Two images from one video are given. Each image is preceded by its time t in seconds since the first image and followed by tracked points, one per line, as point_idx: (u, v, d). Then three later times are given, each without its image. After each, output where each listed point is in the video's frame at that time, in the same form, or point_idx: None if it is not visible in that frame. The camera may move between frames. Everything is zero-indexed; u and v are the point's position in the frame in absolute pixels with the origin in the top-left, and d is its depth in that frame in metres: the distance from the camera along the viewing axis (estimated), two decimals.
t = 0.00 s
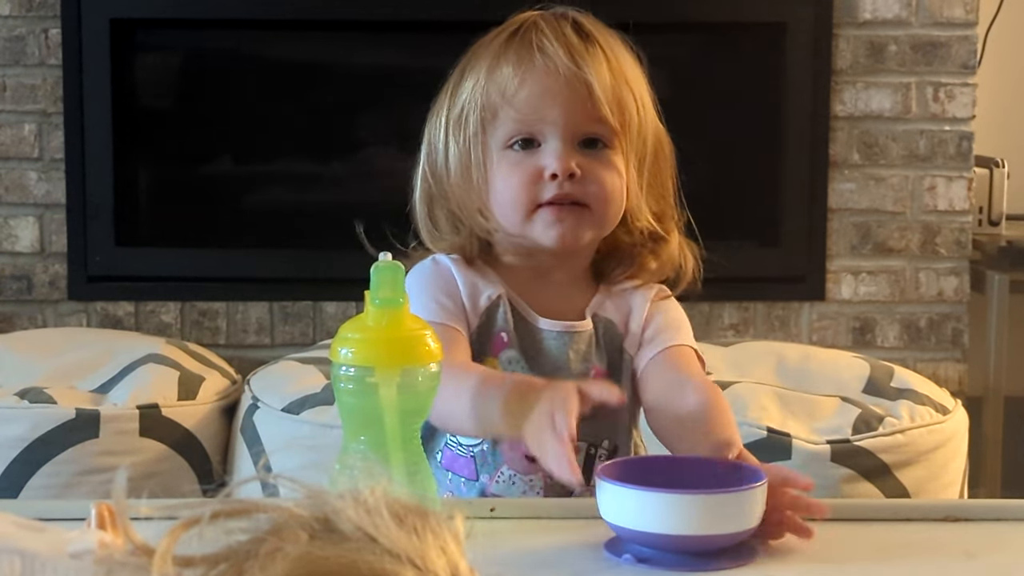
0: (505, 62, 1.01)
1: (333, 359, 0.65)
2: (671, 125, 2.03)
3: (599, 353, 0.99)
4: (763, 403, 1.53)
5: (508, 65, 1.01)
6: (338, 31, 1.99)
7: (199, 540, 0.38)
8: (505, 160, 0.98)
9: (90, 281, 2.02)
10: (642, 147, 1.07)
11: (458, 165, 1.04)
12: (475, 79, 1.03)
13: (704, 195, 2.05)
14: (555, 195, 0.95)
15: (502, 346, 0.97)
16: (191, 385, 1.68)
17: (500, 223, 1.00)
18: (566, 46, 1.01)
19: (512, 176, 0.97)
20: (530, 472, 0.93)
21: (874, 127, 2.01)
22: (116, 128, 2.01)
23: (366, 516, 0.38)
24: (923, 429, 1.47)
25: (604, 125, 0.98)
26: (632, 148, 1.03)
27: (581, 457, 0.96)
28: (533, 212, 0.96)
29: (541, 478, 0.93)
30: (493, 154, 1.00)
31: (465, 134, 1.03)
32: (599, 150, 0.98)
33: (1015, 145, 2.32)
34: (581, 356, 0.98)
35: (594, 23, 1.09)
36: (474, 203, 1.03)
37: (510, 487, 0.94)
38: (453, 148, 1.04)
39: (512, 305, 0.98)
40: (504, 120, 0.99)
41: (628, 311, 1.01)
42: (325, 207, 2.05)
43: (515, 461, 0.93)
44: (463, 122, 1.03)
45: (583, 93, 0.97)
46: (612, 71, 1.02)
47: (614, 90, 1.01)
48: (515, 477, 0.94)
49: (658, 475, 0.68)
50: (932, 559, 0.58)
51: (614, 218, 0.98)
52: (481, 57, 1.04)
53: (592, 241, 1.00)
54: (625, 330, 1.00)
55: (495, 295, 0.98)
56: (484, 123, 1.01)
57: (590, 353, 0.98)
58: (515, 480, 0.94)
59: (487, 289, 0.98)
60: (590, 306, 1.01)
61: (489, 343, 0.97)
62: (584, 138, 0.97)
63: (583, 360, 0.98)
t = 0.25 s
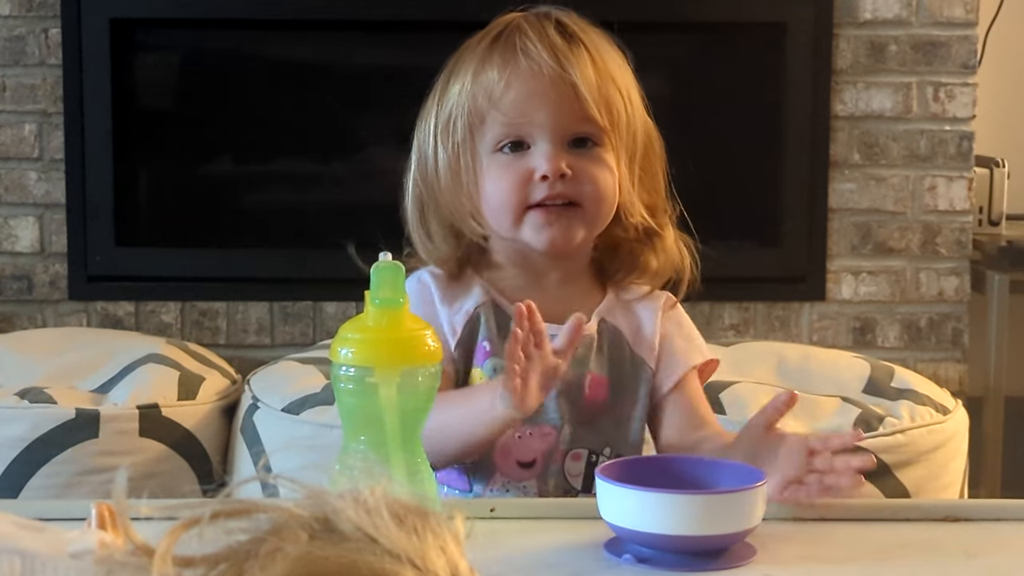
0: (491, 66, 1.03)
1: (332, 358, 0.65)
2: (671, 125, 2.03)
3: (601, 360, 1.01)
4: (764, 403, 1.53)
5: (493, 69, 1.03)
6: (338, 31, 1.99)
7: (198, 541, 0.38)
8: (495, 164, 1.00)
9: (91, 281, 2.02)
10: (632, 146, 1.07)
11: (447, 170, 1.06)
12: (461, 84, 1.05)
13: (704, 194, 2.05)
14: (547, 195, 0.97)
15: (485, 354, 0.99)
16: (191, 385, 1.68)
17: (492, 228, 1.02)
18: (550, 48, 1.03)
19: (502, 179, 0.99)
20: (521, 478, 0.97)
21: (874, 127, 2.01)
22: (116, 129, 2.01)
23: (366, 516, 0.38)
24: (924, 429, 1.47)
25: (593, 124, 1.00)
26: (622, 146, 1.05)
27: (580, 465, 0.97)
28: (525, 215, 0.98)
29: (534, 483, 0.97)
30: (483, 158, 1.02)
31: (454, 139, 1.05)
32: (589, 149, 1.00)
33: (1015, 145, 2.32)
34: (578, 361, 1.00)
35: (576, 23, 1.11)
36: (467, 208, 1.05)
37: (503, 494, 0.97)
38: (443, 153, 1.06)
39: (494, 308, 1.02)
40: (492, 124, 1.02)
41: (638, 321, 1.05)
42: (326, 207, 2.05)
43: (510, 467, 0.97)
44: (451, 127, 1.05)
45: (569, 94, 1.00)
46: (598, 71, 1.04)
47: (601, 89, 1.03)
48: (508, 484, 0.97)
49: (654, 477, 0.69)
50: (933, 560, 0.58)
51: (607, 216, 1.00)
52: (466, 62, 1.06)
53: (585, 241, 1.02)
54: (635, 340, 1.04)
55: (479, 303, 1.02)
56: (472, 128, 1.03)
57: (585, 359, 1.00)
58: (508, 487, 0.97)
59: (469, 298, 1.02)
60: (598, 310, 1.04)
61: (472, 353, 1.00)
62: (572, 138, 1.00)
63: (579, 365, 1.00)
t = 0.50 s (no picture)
0: (483, 65, 1.03)
1: (333, 358, 0.65)
2: (671, 124, 2.03)
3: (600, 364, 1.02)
4: (764, 404, 1.53)
5: (485, 69, 1.03)
6: (338, 31, 1.99)
7: (199, 541, 0.38)
8: (486, 165, 1.01)
9: (91, 281, 2.02)
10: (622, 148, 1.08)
11: (440, 169, 1.07)
12: (453, 84, 1.05)
13: (705, 194, 2.05)
14: (538, 197, 0.98)
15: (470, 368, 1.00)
16: (191, 385, 1.68)
17: (484, 229, 1.02)
18: (543, 47, 1.03)
19: (493, 180, 1.00)
20: (517, 486, 0.97)
21: (875, 126, 2.01)
22: (116, 129, 2.01)
23: (366, 516, 0.38)
24: (924, 429, 1.47)
25: (584, 125, 1.00)
26: (614, 147, 1.05)
27: (581, 471, 0.97)
28: (516, 218, 0.99)
29: (530, 490, 0.97)
30: (474, 159, 1.03)
31: (446, 139, 1.05)
32: (581, 151, 1.00)
33: (1015, 145, 2.32)
34: (571, 366, 1.00)
35: (570, 20, 1.11)
36: (460, 207, 1.06)
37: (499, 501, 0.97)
38: (436, 152, 1.07)
39: (480, 315, 1.02)
40: (483, 125, 1.02)
41: (640, 326, 1.05)
42: (326, 207, 2.05)
43: (505, 478, 0.97)
44: (443, 126, 1.06)
45: (560, 96, 1.00)
46: (590, 70, 1.04)
47: (592, 89, 1.03)
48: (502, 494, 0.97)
49: (653, 478, 0.69)
50: (933, 559, 0.58)
51: (598, 218, 1.01)
52: (458, 61, 1.07)
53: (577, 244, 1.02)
54: (638, 346, 1.04)
55: (463, 313, 1.02)
56: (465, 128, 1.04)
57: (580, 364, 1.01)
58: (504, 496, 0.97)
59: (454, 308, 1.03)
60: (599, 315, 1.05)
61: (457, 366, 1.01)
62: (563, 140, 1.00)
63: (573, 370, 1.00)
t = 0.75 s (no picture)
0: (479, 67, 1.03)
1: (332, 358, 0.65)
2: (671, 124, 2.03)
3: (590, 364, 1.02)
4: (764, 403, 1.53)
5: (481, 71, 1.03)
6: (338, 31, 1.99)
7: (199, 540, 0.38)
8: (480, 166, 1.01)
9: (91, 280, 2.02)
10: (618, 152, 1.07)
11: (434, 169, 1.07)
12: (448, 84, 1.05)
13: (704, 194, 2.05)
14: (530, 202, 0.98)
15: (466, 370, 1.01)
16: (191, 385, 1.68)
17: (475, 228, 1.02)
18: (540, 51, 1.03)
19: (486, 182, 1.00)
20: (512, 485, 0.98)
21: (875, 126, 2.01)
22: (116, 129, 2.01)
23: (366, 516, 0.38)
24: (924, 429, 1.47)
25: (579, 131, 1.00)
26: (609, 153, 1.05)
27: (572, 471, 0.97)
28: (508, 220, 0.99)
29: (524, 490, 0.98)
30: (468, 160, 1.03)
31: (441, 138, 1.06)
32: (575, 156, 1.00)
33: (1015, 145, 2.32)
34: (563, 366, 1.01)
35: (569, 21, 1.10)
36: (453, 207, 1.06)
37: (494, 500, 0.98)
38: (430, 151, 1.07)
39: (472, 317, 1.03)
40: (478, 127, 1.02)
41: (629, 325, 1.05)
42: (325, 207, 2.04)
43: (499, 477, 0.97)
44: (438, 126, 1.06)
45: (555, 101, 1.00)
46: (587, 75, 1.04)
47: (588, 95, 1.02)
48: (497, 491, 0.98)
49: (652, 477, 0.69)
50: (933, 559, 0.58)
51: (591, 223, 1.01)
52: (455, 60, 1.06)
53: (569, 248, 1.02)
54: (628, 346, 1.04)
55: (457, 315, 1.04)
56: (459, 129, 1.04)
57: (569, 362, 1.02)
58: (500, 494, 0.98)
59: (448, 311, 1.04)
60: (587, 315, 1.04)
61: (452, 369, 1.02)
62: (558, 145, 1.00)
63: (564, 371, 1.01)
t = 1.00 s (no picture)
0: (481, 64, 1.03)
1: (332, 358, 0.65)
2: (671, 124, 2.03)
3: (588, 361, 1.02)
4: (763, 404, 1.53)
5: (482, 68, 1.03)
6: (338, 31, 1.99)
7: (199, 540, 0.38)
8: (480, 163, 1.01)
9: (91, 280, 2.02)
10: (620, 150, 1.07)
11: (436, 167, 1.07)
12: (450, 81, 1.05)
13: (704, 194, 2.05)
14: (530, 199, 0.98)
15: (470, 367, 1.01)
16: (191, 385, 1.68)
17: (475, 225, 1.02)
18: (542, 49, 1.03)
19: (486, 179, 0.99)
20: (513, 485, 0.98)
21: (875, 126, 2.01)
22: (116, 129, 2.01)
23: (365, 515, 0.38)
24: (923, 429, 1.47)
25: (580, 128, 1.00)
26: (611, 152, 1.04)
27: (569, 471, 0.98)
28: (508, 217, 0.98)
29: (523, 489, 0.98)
30: (469, 158, 1.03)
31: (442, 136, 1.06)
32: (576, 153, 1.00)
33: (1014, 145, 2.32)
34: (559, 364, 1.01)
35: (571, 20, 1.11)
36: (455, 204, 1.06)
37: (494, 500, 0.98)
38: (432, 149, 1.07)
39: (477, 315, 1.03)
40: (479, 124, 1.02)
41: (627, 325, 1.05)
42: (325, 207, 2.04)
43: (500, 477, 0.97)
44: (440, 123, 1.06)
45: (556, 99, 0.99)
46: (588, 72, 1.04)
47: (590, 92, 1.02)
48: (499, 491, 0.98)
49: (652, 478, 0.68)
50: (933, 559, 0.58)
51: (591, 221, 1.00)
52: (457, 58, 1.07)
53: (569, 246, 1.02)
54: (626, 345, 1.04)
55: (462, 312, 1.03)
56: (460, 126, 1.04)
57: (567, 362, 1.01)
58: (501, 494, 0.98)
59: (453, 308, 1.04)
60: (585, 315, 1.04)
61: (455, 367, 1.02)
62: (559, 142, 0.99)
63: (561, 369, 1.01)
